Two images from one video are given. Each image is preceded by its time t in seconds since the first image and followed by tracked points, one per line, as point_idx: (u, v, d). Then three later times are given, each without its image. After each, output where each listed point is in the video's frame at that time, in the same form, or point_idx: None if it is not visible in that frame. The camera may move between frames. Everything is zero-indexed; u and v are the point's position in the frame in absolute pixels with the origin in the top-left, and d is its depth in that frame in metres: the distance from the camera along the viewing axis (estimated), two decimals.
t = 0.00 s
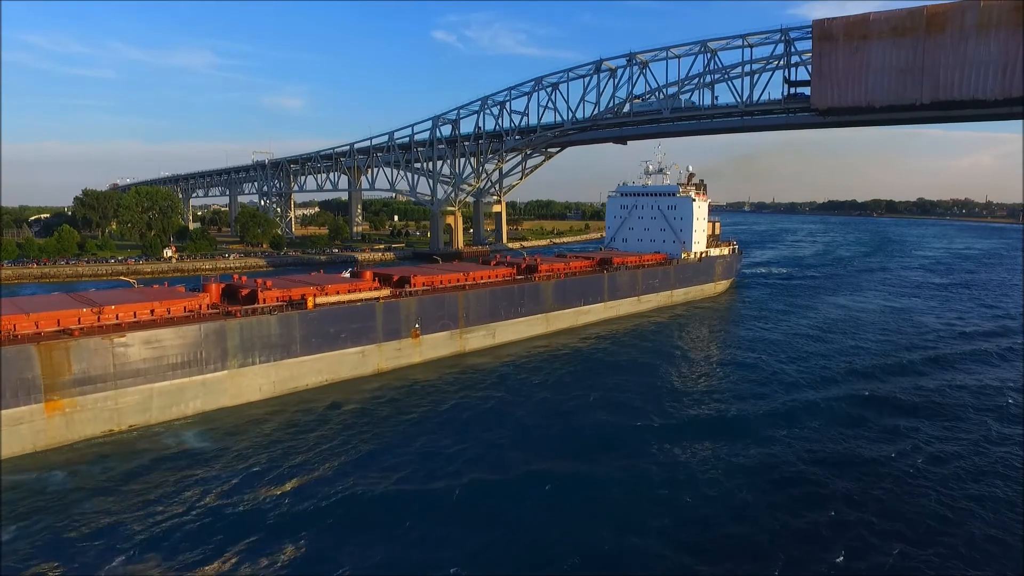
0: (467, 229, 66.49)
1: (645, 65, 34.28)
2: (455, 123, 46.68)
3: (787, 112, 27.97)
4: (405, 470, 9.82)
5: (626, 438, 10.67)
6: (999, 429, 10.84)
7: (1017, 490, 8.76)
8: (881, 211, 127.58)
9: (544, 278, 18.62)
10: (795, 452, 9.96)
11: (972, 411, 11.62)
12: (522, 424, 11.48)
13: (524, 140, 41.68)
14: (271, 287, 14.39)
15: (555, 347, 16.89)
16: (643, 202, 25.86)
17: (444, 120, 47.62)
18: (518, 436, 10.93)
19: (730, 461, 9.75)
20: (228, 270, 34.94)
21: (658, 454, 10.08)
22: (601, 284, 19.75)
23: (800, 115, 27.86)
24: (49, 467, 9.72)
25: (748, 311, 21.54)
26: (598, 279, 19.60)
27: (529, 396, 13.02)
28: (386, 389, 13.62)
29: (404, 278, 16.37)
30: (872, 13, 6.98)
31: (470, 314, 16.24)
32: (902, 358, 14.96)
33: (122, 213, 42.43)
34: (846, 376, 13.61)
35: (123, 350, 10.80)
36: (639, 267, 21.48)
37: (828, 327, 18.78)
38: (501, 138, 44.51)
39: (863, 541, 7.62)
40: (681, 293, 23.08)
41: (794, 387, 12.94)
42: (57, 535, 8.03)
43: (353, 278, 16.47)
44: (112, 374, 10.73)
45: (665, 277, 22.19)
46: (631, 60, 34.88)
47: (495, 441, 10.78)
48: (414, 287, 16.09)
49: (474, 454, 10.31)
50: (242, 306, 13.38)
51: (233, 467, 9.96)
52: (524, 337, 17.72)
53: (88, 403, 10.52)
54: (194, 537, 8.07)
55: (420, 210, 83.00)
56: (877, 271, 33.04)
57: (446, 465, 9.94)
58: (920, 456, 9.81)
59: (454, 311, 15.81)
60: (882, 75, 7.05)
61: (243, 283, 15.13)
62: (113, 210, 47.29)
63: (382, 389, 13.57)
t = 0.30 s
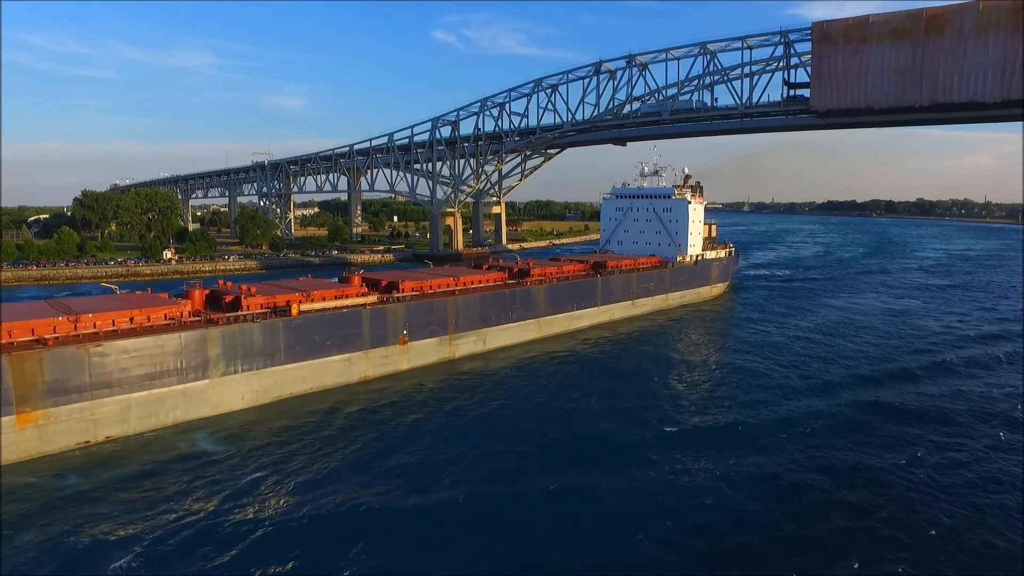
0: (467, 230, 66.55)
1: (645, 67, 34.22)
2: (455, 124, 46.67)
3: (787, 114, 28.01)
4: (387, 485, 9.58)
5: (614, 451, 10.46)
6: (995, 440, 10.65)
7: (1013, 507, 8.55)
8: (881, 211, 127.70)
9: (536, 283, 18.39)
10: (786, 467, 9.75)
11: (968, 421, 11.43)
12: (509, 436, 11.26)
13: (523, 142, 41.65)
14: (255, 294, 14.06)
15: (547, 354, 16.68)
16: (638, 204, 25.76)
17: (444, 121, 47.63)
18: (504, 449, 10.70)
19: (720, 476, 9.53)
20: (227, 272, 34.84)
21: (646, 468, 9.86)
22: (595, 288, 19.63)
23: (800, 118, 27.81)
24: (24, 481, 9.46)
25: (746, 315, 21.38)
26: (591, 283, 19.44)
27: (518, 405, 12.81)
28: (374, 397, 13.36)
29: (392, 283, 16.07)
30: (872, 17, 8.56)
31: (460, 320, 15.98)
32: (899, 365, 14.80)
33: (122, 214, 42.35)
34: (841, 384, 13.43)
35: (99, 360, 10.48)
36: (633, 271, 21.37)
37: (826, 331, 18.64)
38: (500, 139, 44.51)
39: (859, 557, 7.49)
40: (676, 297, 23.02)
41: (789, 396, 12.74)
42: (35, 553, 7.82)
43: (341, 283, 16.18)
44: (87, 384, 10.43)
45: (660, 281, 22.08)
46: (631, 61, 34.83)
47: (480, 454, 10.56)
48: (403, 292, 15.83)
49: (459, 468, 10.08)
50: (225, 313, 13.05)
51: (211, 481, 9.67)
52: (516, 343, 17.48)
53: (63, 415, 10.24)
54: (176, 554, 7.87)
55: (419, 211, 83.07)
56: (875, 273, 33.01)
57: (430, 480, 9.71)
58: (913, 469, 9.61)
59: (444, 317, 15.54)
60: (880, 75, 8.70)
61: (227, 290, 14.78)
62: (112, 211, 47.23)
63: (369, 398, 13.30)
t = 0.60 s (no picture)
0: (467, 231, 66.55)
1: (644, 68, 34.25)
2: (454, 126, 46.72)
3: (786, 116, 28.01)
4: (365, 498, 9.45)
5: (599, 462, 10.34)
6: (985, 452, 10.50)
7: (1000, 522, 8.41)
8: (880, 212, 127.83)
9: (527, 288, 18.26)
10: (772, 480, 9.61)
11: (959, 431, 11.29)
12: (493, 446, 11.12)
13: (523, 143, 41.71)
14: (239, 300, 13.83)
15: (537, 360, 16.55)
16: (634, 207, 25.57)
17: (443, 123, 47.70)
18: (487, 461, 10.57)
19: (704, 490, 9.39)
20: (225, 274, 34.82)
21: (630, 481, 9.72)
22: (589, 293, 19.50)
23: (798, 120, 27.82)
24: None
25: (742, 319, 21.32)
26: (584, 287, 19.31)
27: (505, 414, 12.68)
28: (360, 405, 13.21)
29: (381, 288, 15.89)
30: (873, 20, 9.38)
31: (450, 326, 15.83)
32: (893, 372, 14.68)
33: (122, 216, 42.29)
34: (833, 393, 13.30)
35: (73, 371, 10.25)
36: (628, 275, 21.27)
37: (823, 335, 18.60)
38: (500, 141, 44.54)
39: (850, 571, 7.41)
40: (671, 301, 22.97)
41: (780, 405, 12.64)
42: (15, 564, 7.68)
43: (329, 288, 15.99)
44: (62, 395, 10.23)
45: (654, 285, 21.98)
46: (630, 63, 34.87)
47: (463, 465, 10.42)
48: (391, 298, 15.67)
49: (440, 481, 9.95)
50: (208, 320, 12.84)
51: (188, 495, 9.51)
52: (506, 349, 17.34)
53: (37, 427, 10.01)
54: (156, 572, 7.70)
55: (419, 211, 83.06)
56: (875, 275, 32.94)
57: (409, 493, 9.58)
58: (901, 482, 9.47)
59: (433, 323, 15.40)
60: (879, 76, 9.52)
61: (212, 295, 14.54)
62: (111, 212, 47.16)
63: (355, 406, 13.14)
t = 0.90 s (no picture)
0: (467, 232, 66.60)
1: (643, 70, 34.32)
2: (454, 127, 46.79)
3: (785, 119, 28.08)
4: (349, 509, 9.28)
5: (588, 473, 10.23)
6: (976, 462, 10.39)
7: (990, 533, 8.36)
8: (879, 213, 127.91)
9: (519, 292, 18.08)
10: (760, 492, 9.47)
11: (953, 440, 11.16)
12: (481, 456, 10.98)
13: (523, 145, 41.78)
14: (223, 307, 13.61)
15: (529, 366, 16.38)
16: (629, 209, 25.72)
17: (443, 124, 47.79)
18: (473, 471, 10.43)
19: (691, 502, 9.25)
20: (225, 276, 34.88)
21: (617, 492, 9.58)
22: (583, 298, 19.34)
23: (797, 122, 27.86)
24: None
25: (740, 323, 21.29)
26: (578, 291, 19.18)
27: (494, 421, 12.54)
28: (346, 414, 13.00)
29: (369, 294, 15.68)
30: (872, 23, 10.29)
31: (439, 332, 15.64)
32: (889, 377, 14.62)
33: (122, 217, 42.30)
34: (827, 399, 13.21)
35: (48, 381, 10.01)
36: (622, 279, 21.16)
37: (822, 339, 18.55)
38: (500, 142, 44.68)
39: None
40: (666, 305, 22.96)
41: (775, 412, 12.56)
42: None
43: (316, 293, 15.78)
44: (37, 406, 9.98)
45: (649, 289, 21.92)
46: (630, 65, 34.96)
47: (449, 475, 10.28)
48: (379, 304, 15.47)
49: (424, 492, 9.79)
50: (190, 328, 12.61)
51: (169, 506, 9.33)
52: (498, 354, 17.17)
53: (11, 439, 9.76)
54: None
55: (419, 212, 83.06)
56: (874, 276, 32.97)
57: (394, 504, 9.42)
58: (892, 494, 9.34)
59: (422, 329, 15.20)
60: (879, 77, 10.46)
61: (196, 302, 14.32)
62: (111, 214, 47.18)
63: (341, 414, 12.93)
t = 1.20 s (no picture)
0: (466, 232, 66.69)
1: (642, 72, 34.37)
2: (454, 129, 46.83)
3: (784, 120, 28.10)
4: (331, 521, 9.07)
5: (579, 481, 10.14)
6: (970, 471, 10.30)
7: (984, 544, 8.34)
8: (878, 213, 128.05)
9: (511, 297, 17.87)
10: (750, 506, 9.30)
11: (947, 450, 11.04)
12: (468, 466, 10.81)
13: (522, 146, 41.82)
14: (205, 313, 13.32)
15: (520, 373, 16.18)
16: (624, 211, 25.72)
17: (442, 125, 47.81)
18: (459, 481, 10.25)
19: (680, 516, 9.07)
20: (225, 276, 34.87)
21: (606, 503, 9.43)
22: (574, 301, 19.19)
23: (796, 124, 27.88)
24: None
25: (738, 326, 21.19)
26: (571, 295, 19.04)
27: (483, 430, 12.37)
28: (331, 422, 12.72)
29: (357, 298, 15.43)
30: (873, 28, 10.65)
31: (428, 337, 15.39)
32: (886, 384, 14.53)
33: (122, 219, 42.29)
34: (821, 407, 13.08)
35: (20, 391, 9.71)
36: (616, 282, 21.01)
37: (820, 343, 18.48)
38: (499, 144, 44.75)
39: None
40: (661, 308, 22.90)
41: (768, 419, 12.48)
42: None
43: (303, 298, 15.54)
44: (8, 417, 9.65)
45: (643, 293, 21.82)
46: (630, 66, 35.00)
47: (436, 485, 10.11)
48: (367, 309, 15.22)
49: (411, 501, 9.65)
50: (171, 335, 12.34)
51: (145, 522, 9.05)
52: (488, 359, 16.96)
53: None
54: None
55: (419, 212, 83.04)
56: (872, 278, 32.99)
57: (378, 517, 9.22)
58: (884, 507, 9.19)
59: (410, 335, 14.96)
60: (881, 81, 10.82)
61: (179, 308, 14.04)
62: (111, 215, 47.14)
63: (327, 423, 12.67)
